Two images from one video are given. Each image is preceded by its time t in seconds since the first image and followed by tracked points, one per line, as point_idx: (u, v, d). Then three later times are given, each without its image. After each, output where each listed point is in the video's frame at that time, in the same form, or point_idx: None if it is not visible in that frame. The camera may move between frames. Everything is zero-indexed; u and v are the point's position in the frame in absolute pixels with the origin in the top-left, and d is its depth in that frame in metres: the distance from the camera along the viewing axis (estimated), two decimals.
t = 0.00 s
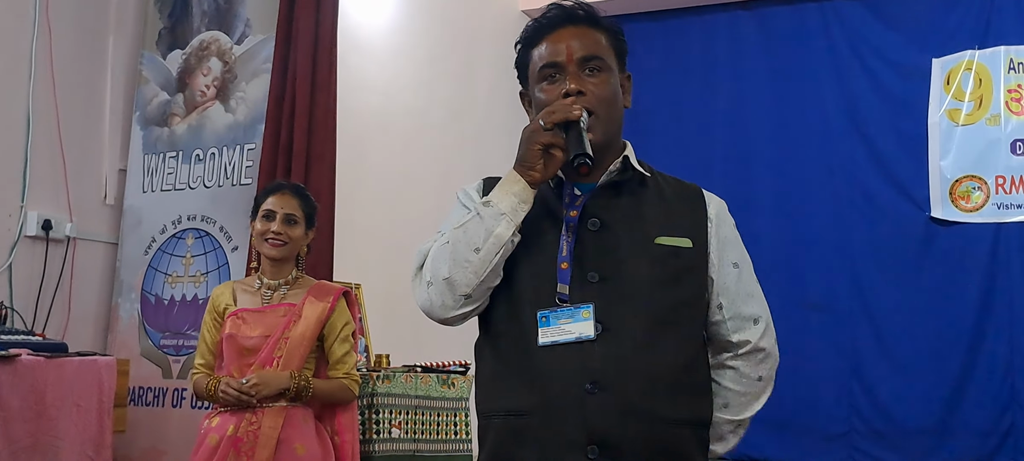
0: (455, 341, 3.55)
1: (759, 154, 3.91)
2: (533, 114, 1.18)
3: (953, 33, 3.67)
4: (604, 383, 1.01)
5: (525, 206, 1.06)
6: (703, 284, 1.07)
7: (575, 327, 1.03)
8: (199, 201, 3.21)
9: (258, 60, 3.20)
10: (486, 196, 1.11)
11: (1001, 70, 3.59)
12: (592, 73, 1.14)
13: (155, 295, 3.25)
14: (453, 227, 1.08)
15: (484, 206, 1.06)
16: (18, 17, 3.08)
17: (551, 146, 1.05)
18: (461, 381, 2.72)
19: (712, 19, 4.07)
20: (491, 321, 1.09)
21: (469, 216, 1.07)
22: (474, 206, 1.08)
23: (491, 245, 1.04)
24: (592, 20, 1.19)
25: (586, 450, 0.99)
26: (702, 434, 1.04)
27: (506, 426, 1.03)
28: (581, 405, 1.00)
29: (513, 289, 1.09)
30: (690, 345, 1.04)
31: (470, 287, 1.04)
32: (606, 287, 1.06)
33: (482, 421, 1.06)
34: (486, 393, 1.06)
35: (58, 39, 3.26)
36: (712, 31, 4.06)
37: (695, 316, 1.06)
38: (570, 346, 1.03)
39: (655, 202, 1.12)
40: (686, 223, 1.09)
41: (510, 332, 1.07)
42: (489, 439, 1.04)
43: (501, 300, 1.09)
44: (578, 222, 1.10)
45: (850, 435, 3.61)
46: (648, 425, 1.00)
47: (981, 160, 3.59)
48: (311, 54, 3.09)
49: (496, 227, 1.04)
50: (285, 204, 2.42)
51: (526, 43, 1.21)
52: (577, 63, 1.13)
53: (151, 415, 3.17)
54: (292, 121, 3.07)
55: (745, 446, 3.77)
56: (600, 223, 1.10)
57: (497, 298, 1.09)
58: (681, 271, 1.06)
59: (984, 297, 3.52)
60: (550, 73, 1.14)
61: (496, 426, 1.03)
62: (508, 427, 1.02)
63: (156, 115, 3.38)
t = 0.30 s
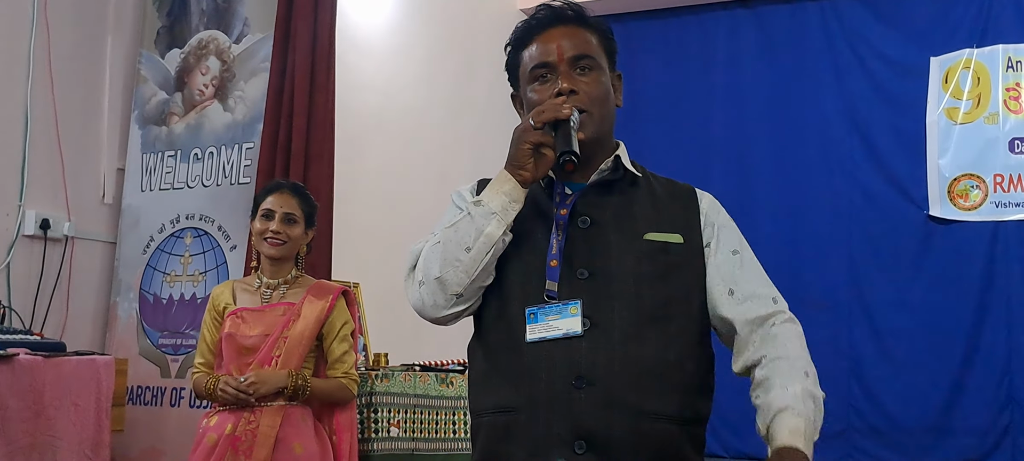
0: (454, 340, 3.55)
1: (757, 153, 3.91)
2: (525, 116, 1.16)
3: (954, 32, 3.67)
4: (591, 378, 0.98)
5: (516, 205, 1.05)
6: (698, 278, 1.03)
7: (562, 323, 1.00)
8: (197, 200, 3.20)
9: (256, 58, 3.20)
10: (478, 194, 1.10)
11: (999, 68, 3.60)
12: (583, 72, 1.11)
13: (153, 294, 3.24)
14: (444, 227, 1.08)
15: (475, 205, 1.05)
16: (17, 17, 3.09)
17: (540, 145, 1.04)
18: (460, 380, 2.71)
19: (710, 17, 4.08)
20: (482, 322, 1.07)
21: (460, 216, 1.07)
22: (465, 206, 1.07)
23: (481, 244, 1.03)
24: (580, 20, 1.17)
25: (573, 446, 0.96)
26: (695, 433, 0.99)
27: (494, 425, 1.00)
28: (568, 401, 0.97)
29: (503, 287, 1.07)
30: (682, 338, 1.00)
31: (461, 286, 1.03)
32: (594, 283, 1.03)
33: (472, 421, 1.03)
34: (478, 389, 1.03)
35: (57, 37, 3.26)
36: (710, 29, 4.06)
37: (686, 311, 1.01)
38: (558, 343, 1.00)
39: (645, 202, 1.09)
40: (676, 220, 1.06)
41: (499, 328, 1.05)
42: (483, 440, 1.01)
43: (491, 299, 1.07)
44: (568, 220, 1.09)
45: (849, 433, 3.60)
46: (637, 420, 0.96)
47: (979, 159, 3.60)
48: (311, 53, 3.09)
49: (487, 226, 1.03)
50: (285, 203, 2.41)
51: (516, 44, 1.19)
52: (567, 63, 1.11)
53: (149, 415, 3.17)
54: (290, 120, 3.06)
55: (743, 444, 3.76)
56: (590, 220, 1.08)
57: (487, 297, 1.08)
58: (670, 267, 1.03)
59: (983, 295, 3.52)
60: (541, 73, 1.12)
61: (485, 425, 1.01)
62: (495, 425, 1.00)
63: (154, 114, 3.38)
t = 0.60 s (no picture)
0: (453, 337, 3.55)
1: (757, 151, 3.91)
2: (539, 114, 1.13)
3: (953, 30, 3.67)
4: (585, 369, 0.97)
5: (520, 201, 1.03)
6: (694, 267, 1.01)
7: (558, 317, 1.00)
8: (196, 197, 3.20)
9: (255, 56, 3.20)
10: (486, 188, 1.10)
11: (998, 66, 3.59)
12: (597, 72, 1.08)
13: (153, 291, 3.25)
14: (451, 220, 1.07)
15: (480, 200, 1.04)
16: (16, 14, 3.08)
17: (545, 141, 1.00)
18: (459, 378, 2.72)
19: (709, 16, 4.08)
20: (484, 313, 1.08)
21: (465, 209, 1.06)
22: (471, 199, 1.06)
23: (483, 239, 1.02)
24: (595, 17, 1.12)
25: (565, 439, 0.95)
26: (696, 419, 0.98)
27: (492, 417, 1.00)
28: (561, 392, 0.97)
29: (505, 279, 1.07)
30: (677, 329, 0.99)
31: (463, 280, 1.03)
32: (591, 277, 1.02)
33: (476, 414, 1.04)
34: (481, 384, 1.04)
35: (56, 35, 3.26)
36: (709, 27, 4.06)
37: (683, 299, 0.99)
38: (552, 336, 1.00)
39: (644, 192, 1.08)
40: (674, 209, 1.05)
41: (498, 319, 1.05)
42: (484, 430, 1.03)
43: (494, 290, 1.07)
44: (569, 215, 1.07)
45: (848, 432, 3.62)
46: (631, 407, 0.95)
47: (978, 157, 3.60)
48: (311, 50, 3.09)
49: (489, 221, 1.02)
50: (286, 202, 2.41)
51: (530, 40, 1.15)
52: (581, 63, 1.08)
53: (148, 412, 3.17)
54: (289, 117, 3.06)
55: (743, 443, 3.77)
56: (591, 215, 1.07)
57: (491, 289, 1.08)
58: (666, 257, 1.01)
59: (982, 293, 3.52)
60: (554, 73, 1.09)
61: (485, 417, 1.01)
62: (494, 418, 1.00)
63: (153, 112, 3.37)
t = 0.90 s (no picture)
0: (452, 335, 3.56)
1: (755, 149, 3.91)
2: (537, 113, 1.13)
3: (951, 29, 3.67)
4: (573, 373, 0.96)
5: (511, 204, 1.03)
6: (688, 265, 0.97)
7: (547, 320, 0.99)
8: (195, 195, 3.20)
9: (255, 55, 3.20)
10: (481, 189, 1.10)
11: (996, 64, 3.59)
12: (591, 69, 1.06)
13: (152, 290, 3.25)
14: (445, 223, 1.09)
15: (471, 204, 1.05)
16: (15, 12, 3.08)
17: (534, 144, 1.02)
18: (457, 376, 2.74)
19: (707, 14, 4.08)
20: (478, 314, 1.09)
21: (458, 213, 1.07)
22: (464, 203, 1.07)
23: (474, 243, 1.03)
24: (590, 13, 1.11)
25: (553, 441, 0.95)
26: (694, 419, 0.95)
27: (486, 416, 1.02)
28: (549, 397, 0.96)
29: (499, 281, 1.08)
30: (669, 329, 0.95)
31: (456, 283, 1.04)
32: (581, 279, 1.01)
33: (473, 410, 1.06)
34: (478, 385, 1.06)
35: (55, 34, 3.26)
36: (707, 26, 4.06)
37: (676, 298, 0.96)
38: (541, 340, 0.99)
39: (639, 188, 1.04)
40: (666, 205, 1.01)
41: (492, 320, 1.07)
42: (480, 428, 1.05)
43: (488, 293, 1.09)
44: (562, 216, 1.06)
45: (848, 430, 3.62)
46: (620, 412, 0.93)
47: (977, 155, 3.59)
48: (311, 48, 3.09)
49: (480, 225, 1.03)
50: (287, 201, 2.41)
51: (530, 37, 1.15)
52: (573, 60, 1.06)
53: (147, 411, 3.17)
54: (288, 114, 3.06)
55: (742, 441, 3.76)
56: (585, 214, 1.04)
57: (486, 289, 1.09)
58: (657, 256, 0.98)
59: (982, 292, 3.52)
60: (548, 70, 1.08)
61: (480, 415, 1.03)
62: (487, 418, 1.02)
63: (152, 110, 3.37)
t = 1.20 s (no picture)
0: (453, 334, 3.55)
1: (756, 149, 3.91)
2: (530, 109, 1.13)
3: (952, 28, 3.67)
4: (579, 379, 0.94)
5: (511, 205, 1.03)
6: (696, 274, 0.97)
7: (552, 324, 0.98)
8: (197, 194, 3.20)
9: (256, 53, 3.20)
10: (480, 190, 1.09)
11: (997, 63, 3.59)
12: (588, 66, 1.07)
13: (153, 289, 3.25)
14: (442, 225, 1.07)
15: (470, 205, 1.04)
16: (17, 11, 3.09)
17: (534, 145, 1.02)
18: (459, 375, 2.74)
19: (708, 14, 4.08)
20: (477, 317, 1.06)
21: (456, 215, 1.06)
22: (463, 205, 1.06)
23: (476, 244, 1.01)
24: (588, 11, 1.12)
25: (558, 446, 0.94)
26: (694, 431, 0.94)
27: (486, 420, 0.99)
28: (554, 401, 0.95)
29: (499, 283, 1.06)
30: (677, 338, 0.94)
31: (456, 285, 1.02)
32: (586, 282, 1.00)
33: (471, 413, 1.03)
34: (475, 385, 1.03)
35: (57, 33, 3.26)
36: (708, 26, 4.06)
37: (681, 309, 0.95)
38: (546, 344, 0.98)
39: (645, 193, 1.04)
40: (674, 213, 1.01)
41: (494, 327, 1.04)
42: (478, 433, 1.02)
43: (487, 296, 1.06)
44: (564, 218, 1.05)
45: (850, 429, 3.62)
46: (624, 418, 0.93)
47: (979, 154, 3.59)
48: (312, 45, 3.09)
49: (481, 226, 1.02)
50: (290, 200, 2.41)
51: (524, 34, 1.15)
52: (571, 57, 1.07)
53: (148, 410, 3.16)
54: (290, 112, 3.06)
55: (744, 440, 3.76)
56: (587, 217, 1.04)
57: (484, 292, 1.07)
58: (665, 265, 0.97)
59: (983, 291, 3.52)
60: (545, 67, 1.09)
61: (480, 419, 1.00)
62: (488, 421, 0.99)
63: (154, 109, 3.38)
